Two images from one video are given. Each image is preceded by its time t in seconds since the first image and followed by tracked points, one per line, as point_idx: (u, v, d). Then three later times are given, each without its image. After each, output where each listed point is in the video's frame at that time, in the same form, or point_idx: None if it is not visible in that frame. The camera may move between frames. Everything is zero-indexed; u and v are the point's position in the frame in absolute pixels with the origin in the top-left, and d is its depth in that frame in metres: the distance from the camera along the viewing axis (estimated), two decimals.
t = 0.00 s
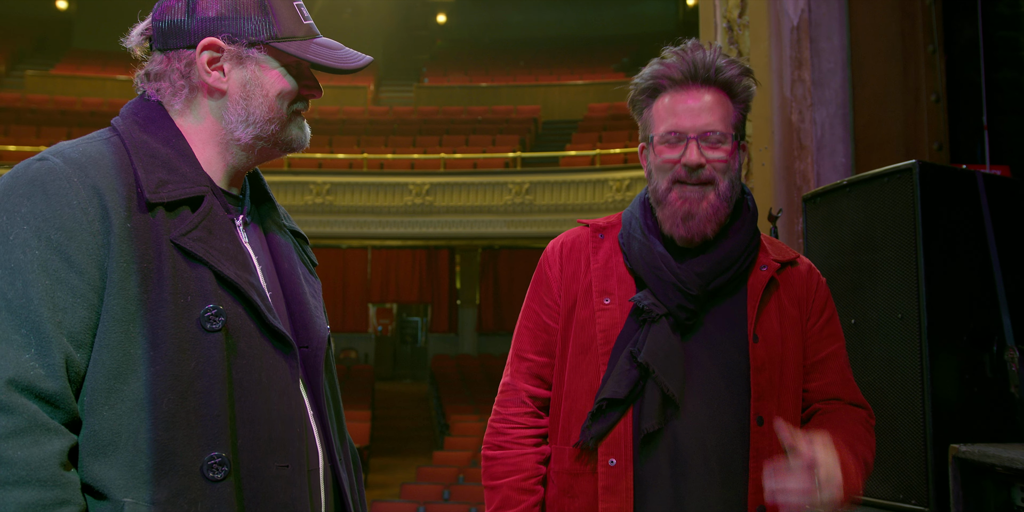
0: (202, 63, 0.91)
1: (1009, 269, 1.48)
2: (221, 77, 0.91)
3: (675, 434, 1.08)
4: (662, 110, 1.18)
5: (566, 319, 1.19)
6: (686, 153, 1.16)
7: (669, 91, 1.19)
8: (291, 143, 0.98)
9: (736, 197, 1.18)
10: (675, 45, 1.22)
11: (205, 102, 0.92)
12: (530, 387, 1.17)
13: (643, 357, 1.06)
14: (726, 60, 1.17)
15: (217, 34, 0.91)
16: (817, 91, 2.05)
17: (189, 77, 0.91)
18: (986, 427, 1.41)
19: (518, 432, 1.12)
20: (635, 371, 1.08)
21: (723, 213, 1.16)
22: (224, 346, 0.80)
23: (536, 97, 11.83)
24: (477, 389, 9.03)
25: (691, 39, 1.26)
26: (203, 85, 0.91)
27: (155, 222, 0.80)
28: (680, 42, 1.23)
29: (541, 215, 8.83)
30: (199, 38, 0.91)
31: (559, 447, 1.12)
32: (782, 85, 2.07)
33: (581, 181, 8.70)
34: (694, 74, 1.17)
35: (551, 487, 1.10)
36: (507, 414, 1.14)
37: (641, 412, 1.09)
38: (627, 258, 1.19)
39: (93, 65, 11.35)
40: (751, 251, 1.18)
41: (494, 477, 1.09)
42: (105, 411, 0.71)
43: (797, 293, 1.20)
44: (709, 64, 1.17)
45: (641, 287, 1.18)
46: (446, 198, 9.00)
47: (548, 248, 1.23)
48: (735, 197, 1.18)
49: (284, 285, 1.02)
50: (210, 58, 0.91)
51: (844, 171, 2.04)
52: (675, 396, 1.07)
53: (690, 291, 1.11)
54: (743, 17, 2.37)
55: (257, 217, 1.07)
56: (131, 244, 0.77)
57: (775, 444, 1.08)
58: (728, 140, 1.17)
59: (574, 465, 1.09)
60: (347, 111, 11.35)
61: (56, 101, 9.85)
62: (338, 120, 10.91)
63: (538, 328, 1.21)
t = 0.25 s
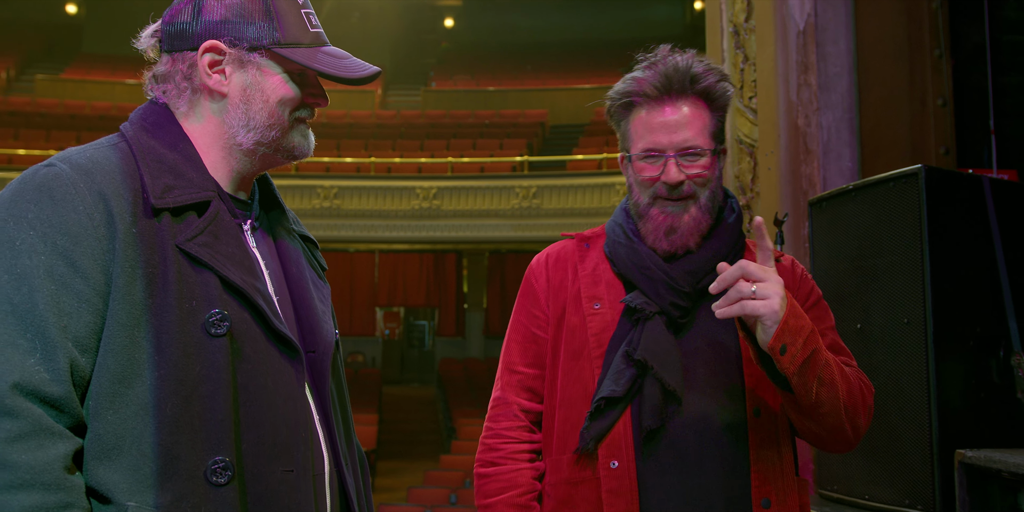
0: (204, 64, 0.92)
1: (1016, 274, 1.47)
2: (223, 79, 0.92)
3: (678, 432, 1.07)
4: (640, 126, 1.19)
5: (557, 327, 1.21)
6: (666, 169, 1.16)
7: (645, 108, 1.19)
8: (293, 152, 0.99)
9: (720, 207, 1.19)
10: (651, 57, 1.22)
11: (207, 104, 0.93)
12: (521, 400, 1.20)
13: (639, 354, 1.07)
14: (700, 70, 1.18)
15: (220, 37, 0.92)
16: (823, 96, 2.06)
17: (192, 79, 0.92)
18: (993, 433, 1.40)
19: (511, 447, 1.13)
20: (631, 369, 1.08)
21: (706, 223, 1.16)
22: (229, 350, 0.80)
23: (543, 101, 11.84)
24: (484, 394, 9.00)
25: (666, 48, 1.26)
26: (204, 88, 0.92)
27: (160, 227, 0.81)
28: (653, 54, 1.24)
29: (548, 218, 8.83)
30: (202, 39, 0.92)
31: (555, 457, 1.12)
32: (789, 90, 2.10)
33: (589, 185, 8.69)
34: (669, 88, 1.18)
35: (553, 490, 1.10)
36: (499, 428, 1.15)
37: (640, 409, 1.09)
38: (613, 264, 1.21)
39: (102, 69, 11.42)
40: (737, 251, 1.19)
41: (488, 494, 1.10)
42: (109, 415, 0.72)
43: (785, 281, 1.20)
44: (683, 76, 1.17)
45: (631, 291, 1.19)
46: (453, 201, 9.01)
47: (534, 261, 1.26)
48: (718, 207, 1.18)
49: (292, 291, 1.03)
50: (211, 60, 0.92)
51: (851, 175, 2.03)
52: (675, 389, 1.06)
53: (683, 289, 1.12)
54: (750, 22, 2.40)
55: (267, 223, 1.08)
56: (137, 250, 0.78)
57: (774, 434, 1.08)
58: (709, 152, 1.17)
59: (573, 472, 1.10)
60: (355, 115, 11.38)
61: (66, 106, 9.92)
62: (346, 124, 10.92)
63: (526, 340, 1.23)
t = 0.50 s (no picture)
0: (218, 74, 0.93)
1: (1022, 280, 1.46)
2: (236, 88, 0.93)
3: (665, 435, 1.07)
4: (611, 135, 1.21)
5: (540, 336, 1.20)
6: (636, 176, 1.19)
7: (613, 116, 1.21)
8: (305, 161, 1.00)
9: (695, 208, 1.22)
10: (614, 65, 1.24)
11: (220, 112, 0.94)
12: (504, 412, 1.17)
13: (620, 357, 1.07)
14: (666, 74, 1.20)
15: (234, 46, 0.93)
16: (828, 101, 2.06)
17: (206, 88, 0.93)
18: (1000, 439, 1.39)
19: (496, 461, 1.12)
20: (614, 374, 1.09)
21: (682, 224, 1.19)
22: (236, 358, 0.81)
23: (548, 106, 11.86)
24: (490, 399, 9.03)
25: (628, 54, 1.29)
26: (217, 96, 0.93)
27: (170, 235, 0.82)
28: (614, 63, 1.26)
29: (554, 223, 8.83)
30: (216, 47, 0.93)
31: (539, 469, 1.11)
32: (794, 96, 2.13)
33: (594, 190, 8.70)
34: (635, 96, 1.20)
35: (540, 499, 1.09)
36: (482, 442, 1.14)
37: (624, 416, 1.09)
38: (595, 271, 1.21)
39: (108, 76, 11.47)
40: (721, 250, 1.20)
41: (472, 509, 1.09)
42: (118, 422, 0.72)
43: (773, 288, 1.22)
44: (647, 82, 1.20)
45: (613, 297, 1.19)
46: (459, 207, 9.02)
47: (516, 271, 1.26)
48: (693, 207, 1.22)
49: (300, 300, 1.03)
50: (226, 69, 0.93)
51: (856, 181, 2.03)
52: (659, 394, 1.06)
53: (668, 292, 1.12)
54: (755, 28, 2.42)
55: (276, 230, 1.09)
56: (146, 258, 0.79)
57: (763, 440, 1.09)
58: (678, 154, 1.20)
59: (560, 484, 1.09)
60: (361, 121, 11.42)
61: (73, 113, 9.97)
62: (352, 130, 10.96)
63: (509, 351, 1.22)
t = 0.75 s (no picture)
0: (208, 70, 0.93)
1: None
2: (225, 84, 0.93)
3: (638, 451, 1.08)
4: (592, 124, 1.22)
5: (524, 338, 1.21)
6: (615, 164, 1.19)
7: (594, 105, 1.22)
8: (298, 163, 0.98)
9: (681, 201, 1.22)
10: (597, 53, 1.25)
11: (210, 109, 0.94)
12: (489, 413, 1.21)
13: (596, 370, 1.08)
14: (649, 61, 1.21)
15: (224, 42, 0.93)
16: (830, 100, 2.05)
17: (197, 84, 0.93)
18: (1003, 438, 1.39)
19: (480, 464, 1.16)
20: (591, 388, 1.10)
21: (666, 217, 1.19)
22: (238, 360, 0.81)
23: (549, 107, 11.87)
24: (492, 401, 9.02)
25: (615, 41, 1.29)
26: (208, 92, 0.93)
27: (172, 237, 0.82)
28: (600, 50, 1.27)
29: (555, 224, 8.83)
30: (206, 45, 0.93)
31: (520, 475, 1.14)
32: (796, 95, 2.14)
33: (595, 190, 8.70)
34: (617, 84, 1.21)
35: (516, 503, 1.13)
36: (467, 443, 1.17)
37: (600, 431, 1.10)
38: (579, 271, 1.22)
39: (110, 79, 11.49)
40: (713, 248, 1.20)
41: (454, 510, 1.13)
42: (120, 423, 0.72)
43: (769, 291, 1.22)
44: (628, 68, 1.21)
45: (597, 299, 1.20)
46: (460, 208, 9.02)
47: (502, 266, 1.26)
48: (678, 200, 1.22)
49: (301, 302, 1.03)
50: (215, 64, 0.93)
51: (858, 181, 2.02)
52: (633, 410, 1.07)
53: (650, 299, 1.12)
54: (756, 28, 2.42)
55: (278, 235, 1.09)
56: (148, 259, 0.79)
57: (747, 454, 1.09)
58: (660, 143, 1.20)
59: (537, 494, 1.11)
60: (362, 123, 11.43)
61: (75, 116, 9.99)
62: (353, 132, 10.96)
63: (496, 351, 1.23)
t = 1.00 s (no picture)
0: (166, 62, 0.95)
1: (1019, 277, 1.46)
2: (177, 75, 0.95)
3: (638, 467, 1.09)
4: (588, 127, 1.22)
5: (529, 343, 1.22)
6: (610, 168, 1.19)
7: (590, 106, 1.22)
8: (244, 160, 0.94)
9: (679, 205, 1.22)
10: (597, 51, 1.25)
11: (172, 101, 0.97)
12: (496, 416, 1.22)
13: (595, 389, 1.08)
14: (646, 62, 1.21)
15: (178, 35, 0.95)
16: (825, 100, 2.07)
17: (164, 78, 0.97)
18: (999, 436, 1.39)
19: (485, 468, 1.18)
20: (590, 405, 1.11)
21: (663, 223, 1.19)
22: (228, 357, 0.81)
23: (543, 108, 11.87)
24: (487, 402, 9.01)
25: (613, 36, 1.29)
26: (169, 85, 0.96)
27: (161, 235, 0.81)
28: (600, 47, 1.26)
29: (550, 225, 8.83)
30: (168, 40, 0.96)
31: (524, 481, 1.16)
32: (791, 96, 2.15)
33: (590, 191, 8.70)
34: (612, 84, 1.21)
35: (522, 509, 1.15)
36: (473, 446, 1.19)
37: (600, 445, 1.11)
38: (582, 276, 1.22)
39: (103, 81, 11.46)
40: (717, 254, 1.20)
41: None
42: (109, 421, 0.71)
43: (780, 295, 1.21)
44: (624, 69, 1.21)
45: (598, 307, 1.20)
46: (455, 209, 9.01)
47: (509, 267, 1.27)
48: (677, 204, 1.21)
49: (296, 302, 1.03)
50: (171, 57, 0.95)
51: (852, 180, 2.03)
52: (631, 427, 1.08)
53: (650, 313, 1.12)
54: (750, 28, 2.42)
55: (275, 235, 1.09)
56: (136, 257, 0.78)
57: (755, 466, 1.09)
58: (657, 146, 1.20)
59: (540, 503, 1.13)
60: (356, 124, 11.42)
61: (67, 117, 9.95)
62: (347, 133, 10.93)
63: (501, 354, 1.25)
